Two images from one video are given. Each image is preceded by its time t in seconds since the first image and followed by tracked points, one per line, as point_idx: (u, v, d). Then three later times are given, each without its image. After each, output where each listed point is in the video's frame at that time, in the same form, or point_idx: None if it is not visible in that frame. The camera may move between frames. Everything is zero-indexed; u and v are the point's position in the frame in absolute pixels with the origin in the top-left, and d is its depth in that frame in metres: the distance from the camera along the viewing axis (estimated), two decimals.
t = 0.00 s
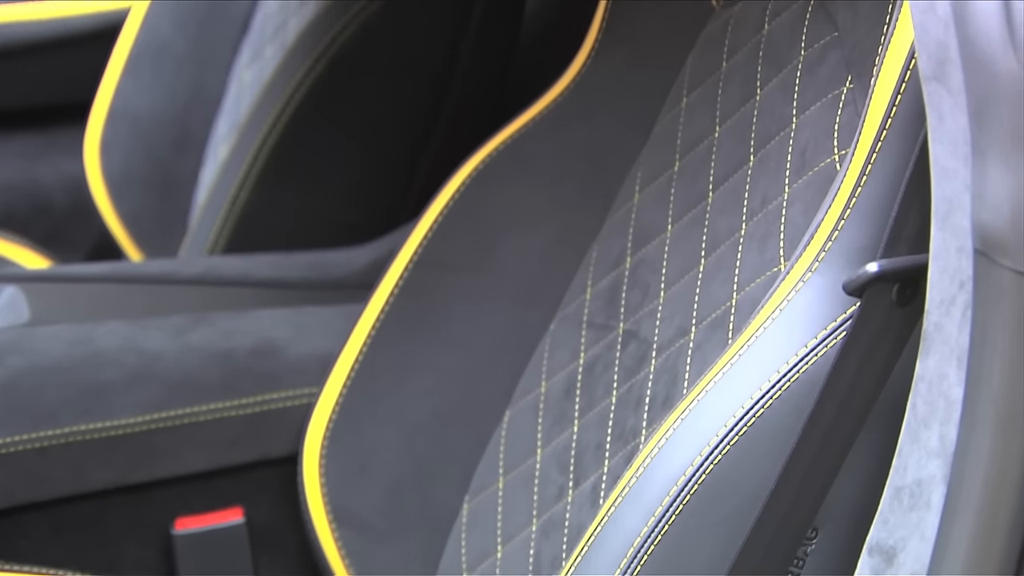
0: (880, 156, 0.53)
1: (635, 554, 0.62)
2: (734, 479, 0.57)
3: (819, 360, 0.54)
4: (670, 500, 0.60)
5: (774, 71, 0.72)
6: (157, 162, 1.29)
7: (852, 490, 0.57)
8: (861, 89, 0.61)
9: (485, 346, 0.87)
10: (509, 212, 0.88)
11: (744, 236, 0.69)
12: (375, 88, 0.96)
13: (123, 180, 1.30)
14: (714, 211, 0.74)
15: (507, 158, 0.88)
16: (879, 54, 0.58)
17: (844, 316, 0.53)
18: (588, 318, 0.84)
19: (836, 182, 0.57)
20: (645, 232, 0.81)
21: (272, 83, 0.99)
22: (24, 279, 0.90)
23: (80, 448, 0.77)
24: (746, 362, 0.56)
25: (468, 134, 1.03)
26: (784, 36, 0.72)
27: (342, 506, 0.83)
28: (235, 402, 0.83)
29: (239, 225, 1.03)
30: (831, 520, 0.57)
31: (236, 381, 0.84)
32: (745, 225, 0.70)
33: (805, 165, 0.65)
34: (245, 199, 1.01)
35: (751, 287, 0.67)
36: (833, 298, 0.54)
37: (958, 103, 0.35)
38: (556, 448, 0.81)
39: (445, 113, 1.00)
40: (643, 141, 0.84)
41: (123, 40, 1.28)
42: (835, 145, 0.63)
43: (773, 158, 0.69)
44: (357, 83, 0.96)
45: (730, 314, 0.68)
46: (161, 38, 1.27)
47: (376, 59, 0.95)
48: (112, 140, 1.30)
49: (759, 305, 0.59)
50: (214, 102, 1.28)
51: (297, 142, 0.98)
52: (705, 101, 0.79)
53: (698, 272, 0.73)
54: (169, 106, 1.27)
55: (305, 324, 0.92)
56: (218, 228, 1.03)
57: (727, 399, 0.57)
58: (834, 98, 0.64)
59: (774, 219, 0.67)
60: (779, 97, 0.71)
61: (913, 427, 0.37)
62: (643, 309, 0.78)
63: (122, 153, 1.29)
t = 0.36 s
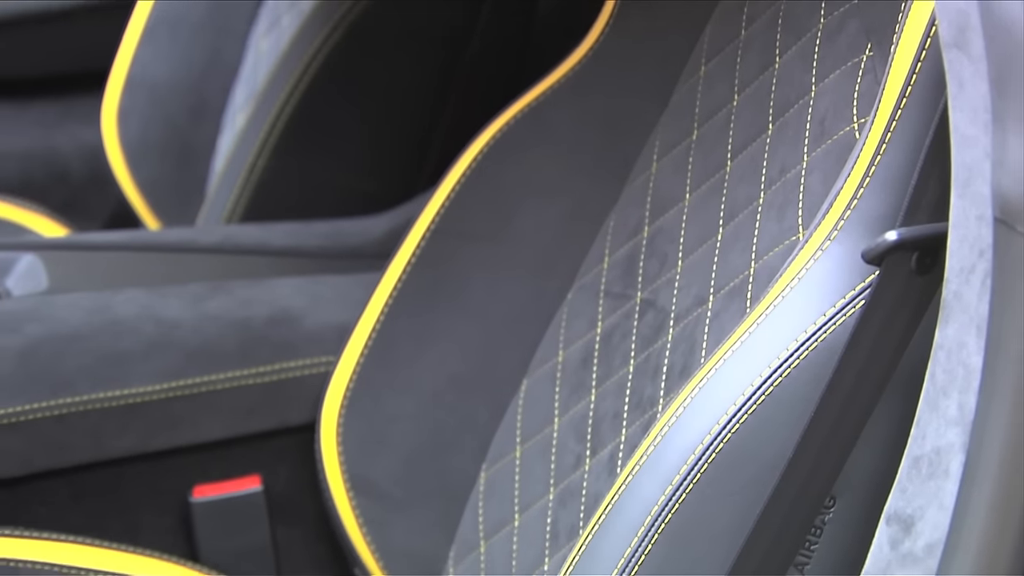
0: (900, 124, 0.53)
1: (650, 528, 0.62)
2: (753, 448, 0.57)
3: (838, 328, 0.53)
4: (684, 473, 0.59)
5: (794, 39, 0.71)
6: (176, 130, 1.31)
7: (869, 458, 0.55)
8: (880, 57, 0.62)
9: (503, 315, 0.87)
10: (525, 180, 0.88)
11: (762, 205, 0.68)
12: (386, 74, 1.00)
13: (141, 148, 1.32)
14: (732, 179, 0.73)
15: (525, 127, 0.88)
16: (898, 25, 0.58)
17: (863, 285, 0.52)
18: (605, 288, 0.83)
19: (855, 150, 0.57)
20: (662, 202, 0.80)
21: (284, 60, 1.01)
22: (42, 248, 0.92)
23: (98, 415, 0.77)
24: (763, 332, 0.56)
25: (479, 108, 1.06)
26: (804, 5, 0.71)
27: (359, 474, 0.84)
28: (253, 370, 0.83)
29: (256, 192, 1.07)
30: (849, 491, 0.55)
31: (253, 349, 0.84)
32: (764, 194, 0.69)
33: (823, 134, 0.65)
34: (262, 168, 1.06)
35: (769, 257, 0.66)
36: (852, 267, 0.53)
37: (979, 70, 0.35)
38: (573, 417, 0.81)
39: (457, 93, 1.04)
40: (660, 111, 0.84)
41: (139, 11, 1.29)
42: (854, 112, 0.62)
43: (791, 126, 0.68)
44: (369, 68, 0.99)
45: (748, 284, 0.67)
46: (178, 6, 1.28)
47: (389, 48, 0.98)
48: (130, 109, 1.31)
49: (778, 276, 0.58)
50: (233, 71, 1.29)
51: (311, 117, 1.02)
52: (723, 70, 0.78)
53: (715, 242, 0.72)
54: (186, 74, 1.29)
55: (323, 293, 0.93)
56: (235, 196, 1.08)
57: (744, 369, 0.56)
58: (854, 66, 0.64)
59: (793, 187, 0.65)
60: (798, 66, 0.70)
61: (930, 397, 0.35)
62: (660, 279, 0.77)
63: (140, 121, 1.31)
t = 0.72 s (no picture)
0: (920, 91, 0.54)
1: (663, 503, 0.59)
2: (771, 417, 0.56)
3: (858, 296, 0.53)
4: (700, 444, 0.57)
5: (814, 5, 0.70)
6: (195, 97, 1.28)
7: (890, 426, 0.57)
8: (901, 23, 0.61)
9: (521, 283, 0.87)
10: (542, 148, 0.87)
11: (781, 171, 0.68)
12: (408, 35, 1.04)
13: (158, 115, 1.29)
14: (752, 146, 0.72)
15: (544, 94, 0.87)
16: None
17: (883, 252, 0.53)
18: (624, 256, 0.83)
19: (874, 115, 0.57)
20: (681, 169, 0.80)
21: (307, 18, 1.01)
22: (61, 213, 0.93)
23: (117, 382, 0.77)
24: (783, 298, 0.55)
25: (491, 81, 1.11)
26: None
27: (376, 441, 0.84)
28: (270, 337, 0.83)
29: (273, 159, 1.09)
30: (868, 459, 0.58)
31: (272, 317, 0.84)
32: (783, 161, 0.68)
33: (843, 101, 0.64)
34: (279, 135, 1.07)
35: (788, 225, 0.65)
36: (872, 234, 0.53)
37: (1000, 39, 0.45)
38: (590, 384, 0.81)
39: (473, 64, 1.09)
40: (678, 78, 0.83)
41: None
42: (874, 79, 0.62)
43: (811, 92, 0.68)
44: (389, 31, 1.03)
45: (766, 253, 0.66)
46: None
47: (410, 9, 1.02)
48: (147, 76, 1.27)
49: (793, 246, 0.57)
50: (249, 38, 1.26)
51: (331, 82, 1.06)
52: (743, 36, 0.77)
53: (734, 210, 0.72)
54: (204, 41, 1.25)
55: (341, 261, 0.93)
56: (252, 167, 1.08)
57: (762, 336, 0.56)
58: (874, 32, 0.63)
59: (812, 154, 0.65)
60: (818, 33, 0.69)
61: (951, 363, 0.44)
62: (679, 247, 0.77)
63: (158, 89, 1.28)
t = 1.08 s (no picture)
0: (941, 56, 0.53)
1: (680, 470, 0.59)
2: (789, 384, 0.55)
3: (876, 262, 0.52)
4: (717, 411, 0.57)
5: None
6: (211, 64, 1.29)
7: (908, 392, 0.57)
8: None
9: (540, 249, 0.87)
10: (560, 115, 0.87)
11: (801, 137, 0.67)
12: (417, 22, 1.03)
13: (174, 84, 1.31)
14: (771, 112, 0.72)
15: (562, 61, 0.86)
16: None
17: (902, 219, 0.52)
18: (642, 222, 0.82)
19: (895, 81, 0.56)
20: (700, 134, 0.79)
21: (312, 2, 0.99)
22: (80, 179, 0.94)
23: (135, 348, 0.78)
24: (801, 265, 0.54)
25: (508, 43, 1.12)
26: None
27: (394, 407, 0.86)
28: (288, 303, 0.84)
29: (290, 127, 1.11)
30: (887, 425, 0.57)
31: (290, 283, 0.85)
32: (802, 127, 0.67)
33: (863, 66, 0.64)
34: (295, 103, 1.08)
35: (808, 190, 0.64)
36: (891, 199, 0.52)
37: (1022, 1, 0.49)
38: (608, 350, 0.80)
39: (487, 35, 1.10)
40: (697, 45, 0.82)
41: None
42: (895, 45, 0.61)
43: (831, 58, 0.67)
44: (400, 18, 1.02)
45: (785, 218, 0.65)
46: None
47: None
48: (163, 43, 1.28)
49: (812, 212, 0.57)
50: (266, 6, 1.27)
51: (343, 62, 1.05)
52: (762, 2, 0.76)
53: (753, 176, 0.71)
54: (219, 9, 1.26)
55: (358, 228, 0.93)
56: (269, 135, 1.12)
57: (779, 304, 0.55)
58: None
59: (833, 119, 0.64)
60: None
61: (972, 329, 0.48)
62: (698, 213, 0.76)
63: (174, 58, 1.29)
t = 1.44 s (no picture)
0: (965, 21, 0.53)
1: (700, 439, 0.58)
2: (811, 351, 0.55)
3: (899, 230, 0.52)
4: (739, 377, 0.56)
5: None
6: (231, 33, 1.29)
7: (933, 363, 0.56)
8: None
9: (560, 219, 0.87)
10: (580, 85, 0.87)
11: (823, 105, 0.66)
12: None
13: (193, 52, 1.30)
14: (792, 80, 0.70)
15: (580, 30, 0.85)
16: None
17: (924, 186, 0.51)
18: (662, 190, 0.81)
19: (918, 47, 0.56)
20: (721, 103, 0.78)
21: None
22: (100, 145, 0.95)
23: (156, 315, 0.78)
24: (824, 232, 0.54)
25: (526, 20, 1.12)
26: None
27: (415, 374, 0.88)
28: (309, 271, 0.84)
29: (310, 94, 1.14)
30: (907, 393, 0.57)
31: (310, 251, 0.85)
32: (824, 94, 0.66)
33: (886, 34, 0.63)
34: (316, 70, 1.11)
35: (829, 157, 0.64)
36: (914, 166, 0.52)
37: None
38: (629, 320, 0.79)
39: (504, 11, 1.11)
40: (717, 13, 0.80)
41: None
42: (919, 12, 0.61)
43: (853, 27, 0.66)
44: None
45: (807, 187, 0.65)
46: None
47: None
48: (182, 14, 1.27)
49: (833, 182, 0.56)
50: None
51: (361, 31, 1.09)
52: None
53: (774, 145, 0.70)
54: None
55: (378, 197, 0.93)
56: (290, 102, 1.14)
57: (802, 271, 0.54)
58: None
59: (855, 87, 0.64)
60: None
61: (995, 298, 0.48)
62: (718, 181, 0.75)
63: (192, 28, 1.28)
